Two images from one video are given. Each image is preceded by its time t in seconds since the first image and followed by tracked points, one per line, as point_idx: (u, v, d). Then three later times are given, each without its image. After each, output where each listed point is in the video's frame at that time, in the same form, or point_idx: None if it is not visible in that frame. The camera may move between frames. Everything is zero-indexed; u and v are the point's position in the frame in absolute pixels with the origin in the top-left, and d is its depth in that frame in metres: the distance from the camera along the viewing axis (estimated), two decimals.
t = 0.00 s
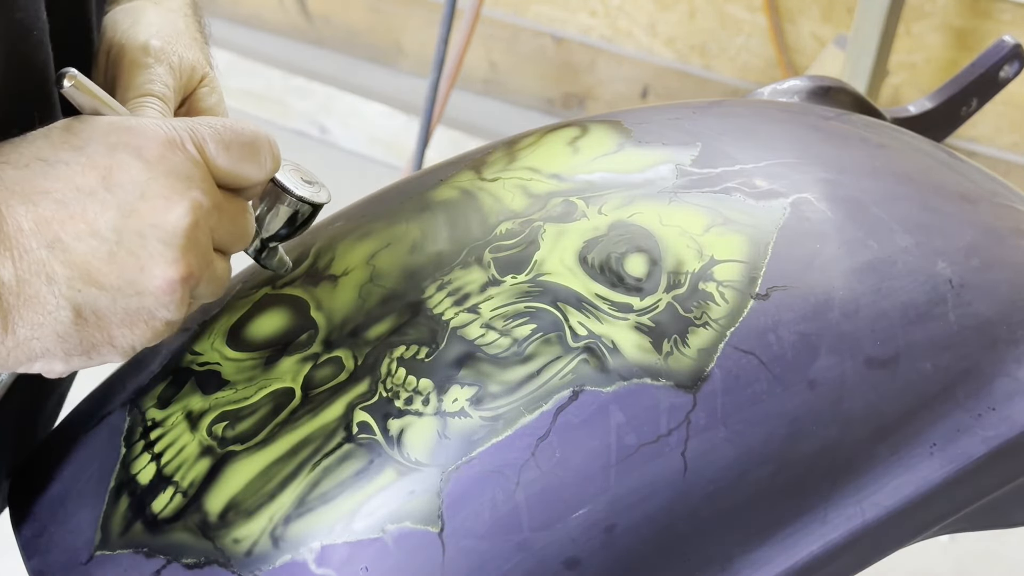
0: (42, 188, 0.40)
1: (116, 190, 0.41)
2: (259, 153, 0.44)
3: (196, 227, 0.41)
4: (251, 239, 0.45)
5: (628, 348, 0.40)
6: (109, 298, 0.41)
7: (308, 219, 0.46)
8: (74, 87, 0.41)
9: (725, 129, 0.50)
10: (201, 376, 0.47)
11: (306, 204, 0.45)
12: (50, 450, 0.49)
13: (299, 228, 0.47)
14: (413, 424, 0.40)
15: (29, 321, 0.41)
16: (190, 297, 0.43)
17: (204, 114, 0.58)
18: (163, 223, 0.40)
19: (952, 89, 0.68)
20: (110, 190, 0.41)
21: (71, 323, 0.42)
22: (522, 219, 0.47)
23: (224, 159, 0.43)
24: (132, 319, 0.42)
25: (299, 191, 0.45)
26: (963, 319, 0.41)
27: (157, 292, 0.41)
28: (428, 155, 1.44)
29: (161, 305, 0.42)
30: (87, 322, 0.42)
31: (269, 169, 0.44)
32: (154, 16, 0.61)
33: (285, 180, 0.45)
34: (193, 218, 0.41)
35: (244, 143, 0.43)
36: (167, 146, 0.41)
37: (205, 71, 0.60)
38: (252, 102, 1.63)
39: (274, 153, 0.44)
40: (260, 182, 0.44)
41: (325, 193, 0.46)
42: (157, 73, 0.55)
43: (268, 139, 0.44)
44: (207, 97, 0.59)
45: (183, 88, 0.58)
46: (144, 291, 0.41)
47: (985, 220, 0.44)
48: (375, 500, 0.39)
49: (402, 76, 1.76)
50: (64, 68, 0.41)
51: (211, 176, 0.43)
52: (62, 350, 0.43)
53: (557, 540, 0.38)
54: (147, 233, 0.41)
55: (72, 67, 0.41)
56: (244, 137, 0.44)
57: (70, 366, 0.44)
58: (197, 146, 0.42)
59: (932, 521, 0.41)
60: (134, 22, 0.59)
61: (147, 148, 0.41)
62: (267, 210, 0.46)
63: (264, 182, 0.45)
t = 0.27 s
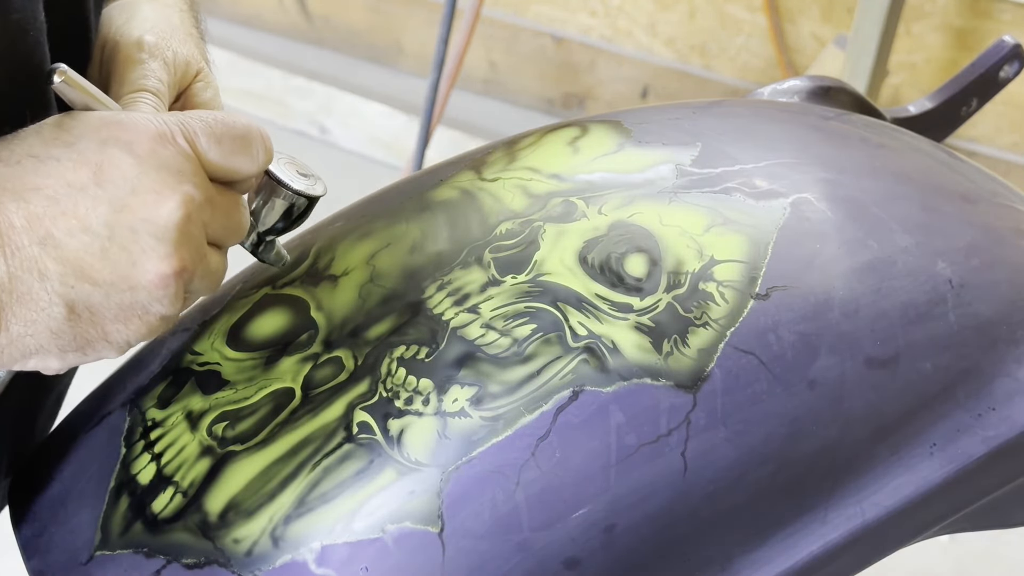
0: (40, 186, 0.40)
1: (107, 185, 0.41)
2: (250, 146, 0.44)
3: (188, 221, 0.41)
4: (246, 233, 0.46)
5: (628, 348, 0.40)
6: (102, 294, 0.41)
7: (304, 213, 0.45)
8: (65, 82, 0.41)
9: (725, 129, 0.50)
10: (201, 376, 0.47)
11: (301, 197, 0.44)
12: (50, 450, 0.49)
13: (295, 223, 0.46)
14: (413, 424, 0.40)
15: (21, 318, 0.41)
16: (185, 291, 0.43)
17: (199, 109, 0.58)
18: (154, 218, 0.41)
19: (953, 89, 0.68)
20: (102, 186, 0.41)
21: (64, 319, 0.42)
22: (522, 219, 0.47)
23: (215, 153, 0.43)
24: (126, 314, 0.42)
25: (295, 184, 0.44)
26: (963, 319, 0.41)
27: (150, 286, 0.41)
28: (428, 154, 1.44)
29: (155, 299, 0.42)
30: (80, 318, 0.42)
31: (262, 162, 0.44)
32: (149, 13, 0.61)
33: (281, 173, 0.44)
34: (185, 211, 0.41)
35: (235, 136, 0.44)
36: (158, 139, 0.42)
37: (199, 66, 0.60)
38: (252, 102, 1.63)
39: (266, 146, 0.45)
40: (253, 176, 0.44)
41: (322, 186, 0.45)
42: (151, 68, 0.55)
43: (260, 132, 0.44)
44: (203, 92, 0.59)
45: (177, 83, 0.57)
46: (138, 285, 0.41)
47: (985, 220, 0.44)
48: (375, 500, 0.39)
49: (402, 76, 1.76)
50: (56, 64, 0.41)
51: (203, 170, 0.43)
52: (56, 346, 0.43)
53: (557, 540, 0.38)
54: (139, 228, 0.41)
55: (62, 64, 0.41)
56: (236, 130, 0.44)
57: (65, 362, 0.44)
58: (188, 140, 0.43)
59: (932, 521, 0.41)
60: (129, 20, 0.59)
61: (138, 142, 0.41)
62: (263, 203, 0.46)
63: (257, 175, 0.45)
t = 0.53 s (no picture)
0: (37, 185, 0.40)
1: (101, 183, 0.41)
2: (247, 143, 0.44)
3: (184, 218, 0.41)
4: (243, 230, 0.46)
5: (628, 348, 0.40)
6: (98, 292, 0.41)
7: (301, 212, 0.45)
8: (60, 81, 0.41)
9: (725, 129, 0.50)
10: (201, 376, 0.47)
11: (299, 195, 0.44)
12: (50, 450, 0.49)
13: (292, 221, 0.46)
14: (413, 424, 0.41)
15: (16, 316, 0.41)
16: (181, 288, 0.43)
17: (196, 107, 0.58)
18: (149, 216, 0.41)
19: (953, 89, 0.68)
20: (97, 184, 0.41)
21: (60, 317, 0.42)
22: (522, 219, 0.47)
23: (211, 151, 0.43)
24: (121, 312, 0.42)
25: (292, 182, 0.44)
26: (963, 319, 0.41)
27: (146, 284, 0.41)
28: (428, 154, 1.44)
29: (151, 297, 0.42)
30: (76, 316, 0.42)
31: (258, 159, 0.44)
32: (146, 12, 0.61)
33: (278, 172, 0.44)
34: (180, 209, 0.41)
35: (231, 134, 0.43)
36: (153, 138, 0.42)
37: (196, 65, 0.60)
38: (252, 102, 1.63)
39: (262, 143, 0.44)
40: (249, 173, 0.44)
41: (319, 185, 0.45)
42: (148, 67, 0.55)
43: (256, 129, 0.44)
44: (200, 90, 0.59)
45: (174, 82, 0.57)
46: (134, 283, 0.41)
47: (984, 220, 0.44)
48: (375, 500, 0.39)
49: (402, 76, 1.76)
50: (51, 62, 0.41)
51: (199, 168, 0.43)
52: (51, 345, 0.43)
53: (557, 540, 0.38)
54: (134, 226, 0.41)
55: (57, 62, 0.41)
56: (232, 128, 0.44)
57: (62, 361, 0.44)
58: (183, 138, 0.42)
59: (932, 521, 0.41)
60: (126, 18, 0.59)
61: (133, 140, 0.41)
62: (260, 202, 0.45)
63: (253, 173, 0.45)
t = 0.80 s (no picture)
0: (35, 185, 0.40)
1: (98, 185, 0.41)
2: (243, 147, 0.44)
3: (180, 222, 0.41)
4: (239, 234, 0.45)
5: (628, 348, 0.40)
6: (93, 294, 0.41)
7: (297, 216, 0.46)
8: (57, 83, 0.41)
9: (725, 129, 0.50)
10: (201, 376, 0.47)
11: (294, 200, 0.44)
12: (50, 450, 0.49)
13: (288, 225, 0.46)
14: (413, 424, 0.41)
15: (12, 318, 0.41)
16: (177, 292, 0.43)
17: (193, 110, 0.58)
18: (145, 218, 0.40)
19: (953, 88, 0.68)
20: (93, 186, 0.41)
21: (55, 320, 0.42)
22: (522, 219, 0.47)
23: (208, 154, 0.43)
24: (116, 315, 0.42)
25: (288, 187, 0.44)
26: (963, 319, 0.41)
27: (142, 287, 0.41)
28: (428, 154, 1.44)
29: (146, 300, 0.41)
30: (71, 319, 0.42)
31: (254, 164, 0.44)
32: (144, 14, 0.61)
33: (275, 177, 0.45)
34: (177, 212, 0.41)
35: (228, 138, 0.43)
36: (150, 141, 0.41)
37: (194, 68, 0.60)
38: (252, 102, 1.63)
39: (259, 148, 0.44)
40: (246, 178, 0.44)
41: (315, 190, 0.45)
42: (145, 70, 0.55)
43: (253, 133, 0.44)
44: (197, 93, 0.59)
45: (171, 85, 0.57)
46: (129, 286, 0.41)
47: (985, 220, 0.44)
48: (375, 500, 0.39)
49: (402, 76, 1.76)
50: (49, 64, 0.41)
51: (195, 171, 0.43)
52: (46, 347, 0.43)
53: (557, 540, 0.38)
54: (129, 229, 0.41)
55: (56, 65, 0.41)
56: (228, 132, 0.44)
57: (57, 363, 0.44)
58: (180, 141, 0.42)
59: (932, 521, 0.41)
60: (124, 21, 0.59)
61: (130, 143, 0.41)
62: (256, 206, 0.46)
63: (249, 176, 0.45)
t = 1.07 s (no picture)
0: (33, 188, 0.40)
1: (95, 190, 0.41)
2: (240, 153, 0.44)
3: (177, 227, 0.41)
4: (234, 237, 0.46)
5: (628, 348, 0.40)
6: (90, 299, 0.41)
7: (293, 219, 0.46)
8: (55, 87, 0.40)
9: (725, 129, 0.50)
10: (201, 376, 0.47)
11: (290, 203, 0.44)
12: (50, 450, 0.49)
13: (284, 228, 0.46)
14: (413, 424, 0.41)
15: (8, 323, 0.41)
16: (173, 296, 0.43)
17: (191, 113, 0.58)
18: (143, 223, 0.40)
19: (953, 88, 0.68)
20: (91, 192, 0.41)
21: (51, 325, 0.42)
22: (522, 219, 0.47)
23: (205, 160, 0.43)
24: (112, 320, 0.42)
25: (284, 190, 0.44)
26: (963, 319, 0.41)
27: (139, 292, 0.41)
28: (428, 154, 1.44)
29: (143, 305, 0.42)
30: (67, 324, 0.42)
31: (251, 171, 0.44)
32: (142, 15, 0.61)
33: (271, 180, 0.45)
34: (174, 217, 0.41)
35: (224, 144, 0.43)
36: (148, 145, 0.41)
37: (192, 70, 0.60)
38: (251, 102, 1.63)
39: (255, 154, 0.44)
40: (243, 184, 0.44)
41: (310, 193, 0.45)
42: (143, 72, 0.54)
43: (250, 140, 0.44)
44: (195, 96, 0.59)
45: (169, 87, 0.57)
46: (125, 292, 0.41)
47: (985, 220, 0.44)
48: (375, 500, 0.39)
49: (402, 76, 1.76)
50: (46, 68, 0.41)
51: (192, 176, 0.43)
52: (42, 351, 0.43)
53: (557, 540, 0.38)
54: (127, 234, 0.41)
55: (53, 68, 0.41)
56: (226, 138, 0.44)
57: (52, 366, 0.44)
58: (178, 146, 0.42)
59: (932, 521, 0.41)
60: (122, 21, 0.59)
61: (128, 148, 0.41)
62: (252, 209, 0.46)
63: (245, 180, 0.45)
